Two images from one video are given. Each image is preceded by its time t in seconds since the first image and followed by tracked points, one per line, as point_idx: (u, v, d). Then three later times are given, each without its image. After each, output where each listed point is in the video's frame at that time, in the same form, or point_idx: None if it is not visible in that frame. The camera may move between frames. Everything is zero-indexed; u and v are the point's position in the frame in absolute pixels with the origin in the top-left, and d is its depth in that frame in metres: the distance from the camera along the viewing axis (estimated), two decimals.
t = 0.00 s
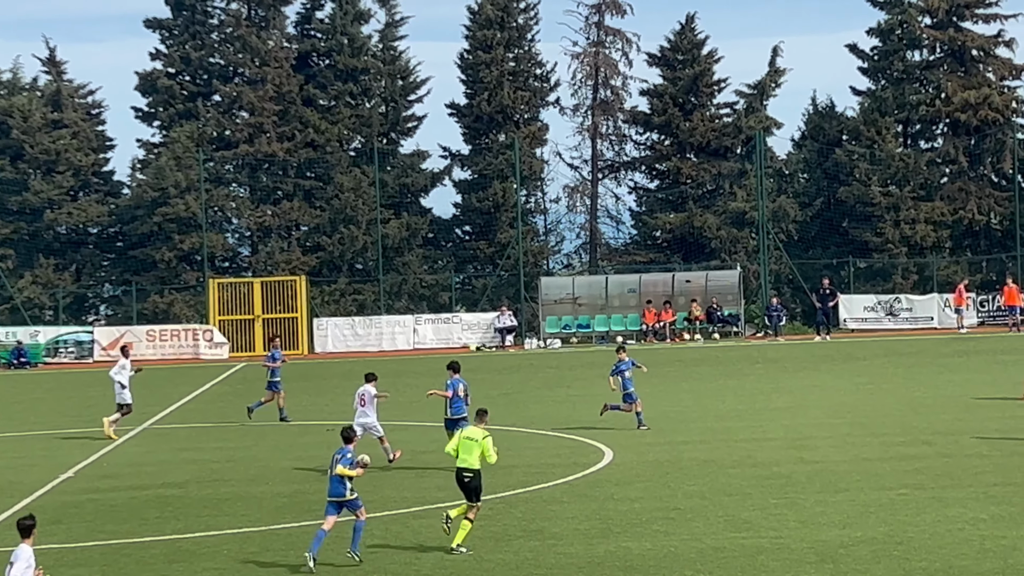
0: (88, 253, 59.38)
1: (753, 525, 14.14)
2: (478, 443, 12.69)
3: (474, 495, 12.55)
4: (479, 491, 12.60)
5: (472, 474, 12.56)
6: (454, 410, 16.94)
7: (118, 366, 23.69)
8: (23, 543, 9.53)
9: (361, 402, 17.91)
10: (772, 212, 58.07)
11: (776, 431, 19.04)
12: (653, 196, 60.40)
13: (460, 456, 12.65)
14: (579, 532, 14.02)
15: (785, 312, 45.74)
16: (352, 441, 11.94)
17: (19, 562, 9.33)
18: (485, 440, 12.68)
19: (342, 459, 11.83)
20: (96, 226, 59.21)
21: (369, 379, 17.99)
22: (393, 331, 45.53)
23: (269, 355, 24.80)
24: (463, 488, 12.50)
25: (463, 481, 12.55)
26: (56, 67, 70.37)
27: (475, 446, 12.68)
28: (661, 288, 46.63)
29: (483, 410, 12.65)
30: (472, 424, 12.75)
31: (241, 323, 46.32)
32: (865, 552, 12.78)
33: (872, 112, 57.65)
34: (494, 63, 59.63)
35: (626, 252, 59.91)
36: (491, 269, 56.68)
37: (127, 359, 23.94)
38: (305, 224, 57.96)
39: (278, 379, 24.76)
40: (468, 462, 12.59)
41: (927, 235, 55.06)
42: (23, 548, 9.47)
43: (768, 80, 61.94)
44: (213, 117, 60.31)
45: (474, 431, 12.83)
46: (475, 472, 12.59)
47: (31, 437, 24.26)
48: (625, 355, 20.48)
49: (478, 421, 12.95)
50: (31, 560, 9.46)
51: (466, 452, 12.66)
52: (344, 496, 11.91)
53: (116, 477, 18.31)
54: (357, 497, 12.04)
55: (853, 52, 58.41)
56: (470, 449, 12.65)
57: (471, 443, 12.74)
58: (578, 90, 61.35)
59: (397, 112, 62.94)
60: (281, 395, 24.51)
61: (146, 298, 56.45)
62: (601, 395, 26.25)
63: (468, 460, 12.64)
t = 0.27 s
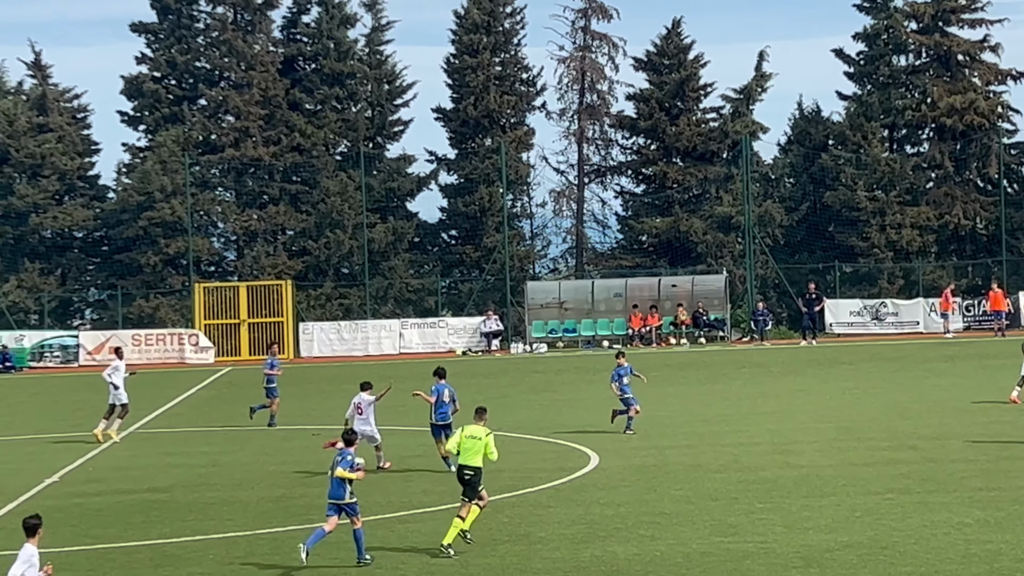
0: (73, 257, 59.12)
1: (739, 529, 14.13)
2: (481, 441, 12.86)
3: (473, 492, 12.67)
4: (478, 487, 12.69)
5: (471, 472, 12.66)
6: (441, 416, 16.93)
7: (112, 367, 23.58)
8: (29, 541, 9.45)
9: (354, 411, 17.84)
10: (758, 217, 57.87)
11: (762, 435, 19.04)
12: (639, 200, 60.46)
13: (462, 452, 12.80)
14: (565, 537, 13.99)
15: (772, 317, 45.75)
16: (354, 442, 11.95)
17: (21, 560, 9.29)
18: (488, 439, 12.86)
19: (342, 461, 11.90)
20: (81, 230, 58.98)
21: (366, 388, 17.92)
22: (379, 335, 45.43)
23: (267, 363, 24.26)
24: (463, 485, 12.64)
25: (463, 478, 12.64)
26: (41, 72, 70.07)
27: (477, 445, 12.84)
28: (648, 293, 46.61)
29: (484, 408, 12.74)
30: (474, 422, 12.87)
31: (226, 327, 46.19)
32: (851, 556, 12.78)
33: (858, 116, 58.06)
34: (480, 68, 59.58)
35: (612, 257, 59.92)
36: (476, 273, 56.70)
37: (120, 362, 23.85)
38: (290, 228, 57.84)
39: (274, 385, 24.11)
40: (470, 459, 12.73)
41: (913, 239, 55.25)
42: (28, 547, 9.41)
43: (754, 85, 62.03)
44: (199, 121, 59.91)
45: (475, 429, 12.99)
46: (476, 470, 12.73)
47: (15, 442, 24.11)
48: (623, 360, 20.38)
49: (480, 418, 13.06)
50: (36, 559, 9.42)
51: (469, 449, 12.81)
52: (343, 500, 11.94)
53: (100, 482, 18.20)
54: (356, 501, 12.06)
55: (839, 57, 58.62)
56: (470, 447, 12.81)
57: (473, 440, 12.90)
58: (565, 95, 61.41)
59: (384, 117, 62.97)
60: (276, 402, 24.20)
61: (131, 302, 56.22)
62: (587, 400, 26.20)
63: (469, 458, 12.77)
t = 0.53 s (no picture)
0: (57, 262, 58.90)
1: (723, 534, 14.14)
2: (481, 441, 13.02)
3: (473, 491, 12.79)
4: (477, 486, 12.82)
5: (471, 472, 12.79)
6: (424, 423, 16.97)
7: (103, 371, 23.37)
8: (31, 540, 9.58)
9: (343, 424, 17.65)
10: (742, 222, 58.55)
11: (745, 438, 19.05)
12: (624, 205, 60.44)
13: (462, 453, 12.91)
14: (550, 542, 13.97)
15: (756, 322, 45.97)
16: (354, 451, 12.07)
17: (23, 558, 9.45)
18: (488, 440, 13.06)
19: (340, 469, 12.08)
20: (65, 235, 58.80)
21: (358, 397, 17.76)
22: (363, 341, 45.37)
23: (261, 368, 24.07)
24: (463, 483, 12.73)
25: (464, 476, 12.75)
26: (24, 75, 69.82)
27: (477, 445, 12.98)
28: (632, 297, 46.64)
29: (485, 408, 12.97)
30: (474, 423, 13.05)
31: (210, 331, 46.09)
32: (834, 561, 12.79)
33: (842, 121, 58.38)
34: (465, 73, 59.63)
35: (597, 262, 59.50)
36: (461, 278, 56.60)
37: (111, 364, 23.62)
38: (274, 233, 57.69)
39: (269, 390, 24.22)
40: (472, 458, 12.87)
41: (897, 244, 55.47)
42: (32, 545, 9.55)
43: (738, 89, 62.06)
44: (182, 125, 59.82)
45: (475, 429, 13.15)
46: (476, 469, 12.86)
47: None
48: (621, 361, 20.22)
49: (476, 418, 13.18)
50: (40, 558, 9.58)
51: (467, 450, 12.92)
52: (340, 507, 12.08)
53: (83, 486, 18.11)
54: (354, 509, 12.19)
55: (823, 63, 58.76)
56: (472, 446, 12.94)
57: (472, 441, 13.03)
58: (549, 100, 61.45)
59: (369, 121, 62.37)
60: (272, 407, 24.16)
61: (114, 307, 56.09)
62: (572, 404, 26.15)
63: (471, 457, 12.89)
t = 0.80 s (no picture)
0: (37, 266, 58.83)
1: (704, 540, 14.10)
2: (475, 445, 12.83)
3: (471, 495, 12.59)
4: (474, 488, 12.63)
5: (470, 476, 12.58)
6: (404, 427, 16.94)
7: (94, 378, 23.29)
8: (31, 541, 9.49)
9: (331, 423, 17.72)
10: (724, 227, 58.25)
11: (727, 442, 19.02)
12: (606, 210, 60.34)
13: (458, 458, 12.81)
14: (530, 548, 13.95)
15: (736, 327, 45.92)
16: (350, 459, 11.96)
17: (23, 560, 9.37)
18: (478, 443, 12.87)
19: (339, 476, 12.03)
20: (46, 239, 58.65)
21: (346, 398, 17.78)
22: (345, 345, 45.34)
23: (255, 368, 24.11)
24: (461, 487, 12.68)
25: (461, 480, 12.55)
26: (8, 80, 69.89)
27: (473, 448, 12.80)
28: (614, 303, 46.63)
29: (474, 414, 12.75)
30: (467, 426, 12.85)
31: (191, 336, 46.02)
32: (816, 567, 12.75)
33: (824, 127, 58.04)
34: (447, 77, 59.58)
35: (578, 267, 59.64)
36: (443, 283, 56.73)
37: (103, 371, 23.56)
38: (256, 238, 57.74)
39: (263, 391, 24.21)
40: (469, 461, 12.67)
41: (878, 250, 55.19)
42: (32, 547, 9.46)
43: (721, 95, 61.92)
44: (164, 129, 60.19)
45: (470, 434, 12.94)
46: (474, 473, 12.67)
47: None
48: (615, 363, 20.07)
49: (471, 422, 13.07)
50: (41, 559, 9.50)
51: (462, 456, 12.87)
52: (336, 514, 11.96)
53: (65, 492, 18.09)
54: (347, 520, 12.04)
55: (805, 68, 58.56)
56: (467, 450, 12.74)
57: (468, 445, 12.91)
58: (531, 105, 61.45)
59: (350, 126, 62.45)
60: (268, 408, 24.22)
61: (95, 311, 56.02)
62: (558, 408, 26.11)
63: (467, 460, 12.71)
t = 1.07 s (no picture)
0: (15, 271, 58.17)
1: (683, 546, 14.09)
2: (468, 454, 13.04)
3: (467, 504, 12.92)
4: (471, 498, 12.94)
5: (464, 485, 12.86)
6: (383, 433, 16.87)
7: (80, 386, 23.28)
8: (29, 548, 9.76)
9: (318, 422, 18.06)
10: (703, 233, 58.21)
11: (706, 447, 19.00)
12: (585, 216, 60.48)
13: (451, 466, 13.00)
14: (508, 554, 13.93)
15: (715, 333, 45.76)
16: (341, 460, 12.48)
17: (22, 567, 9.63)
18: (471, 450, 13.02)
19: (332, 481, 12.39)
20: (23, 245, 58.00)
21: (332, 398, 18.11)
22: (324, 351, 45.31)
23: (245, 371, 24.41)
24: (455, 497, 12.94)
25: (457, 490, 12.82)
26: None
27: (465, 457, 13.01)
28: (593, 309, 46.57)
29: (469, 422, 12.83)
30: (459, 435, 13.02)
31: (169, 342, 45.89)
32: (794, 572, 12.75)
33: (803, 133, 58.27)
34: (426, 83, 59.43)
35: (557, 272, 59.54)
36: (422, 289, 56.82)
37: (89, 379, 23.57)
38: (234, 243, 57.75)
39: (252, 396, 24.31)
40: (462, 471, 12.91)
41: (858, 256, 55.69)
42: (29, 553, 9.73)
43: (700, 100, 61.80)
44: (142, 134, 59.28)
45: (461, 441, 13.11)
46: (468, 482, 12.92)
47: None
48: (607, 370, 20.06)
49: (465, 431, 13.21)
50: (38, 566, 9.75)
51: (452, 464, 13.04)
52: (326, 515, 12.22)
53: (43, 498, 18.04)
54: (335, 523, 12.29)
55: (785, 73, 58.38)
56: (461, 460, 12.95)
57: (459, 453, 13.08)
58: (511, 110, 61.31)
59: (329, 131, 62.73)
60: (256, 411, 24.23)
61: (73, 317, 55.65)
62: (539, 412, 26.06)
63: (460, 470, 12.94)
